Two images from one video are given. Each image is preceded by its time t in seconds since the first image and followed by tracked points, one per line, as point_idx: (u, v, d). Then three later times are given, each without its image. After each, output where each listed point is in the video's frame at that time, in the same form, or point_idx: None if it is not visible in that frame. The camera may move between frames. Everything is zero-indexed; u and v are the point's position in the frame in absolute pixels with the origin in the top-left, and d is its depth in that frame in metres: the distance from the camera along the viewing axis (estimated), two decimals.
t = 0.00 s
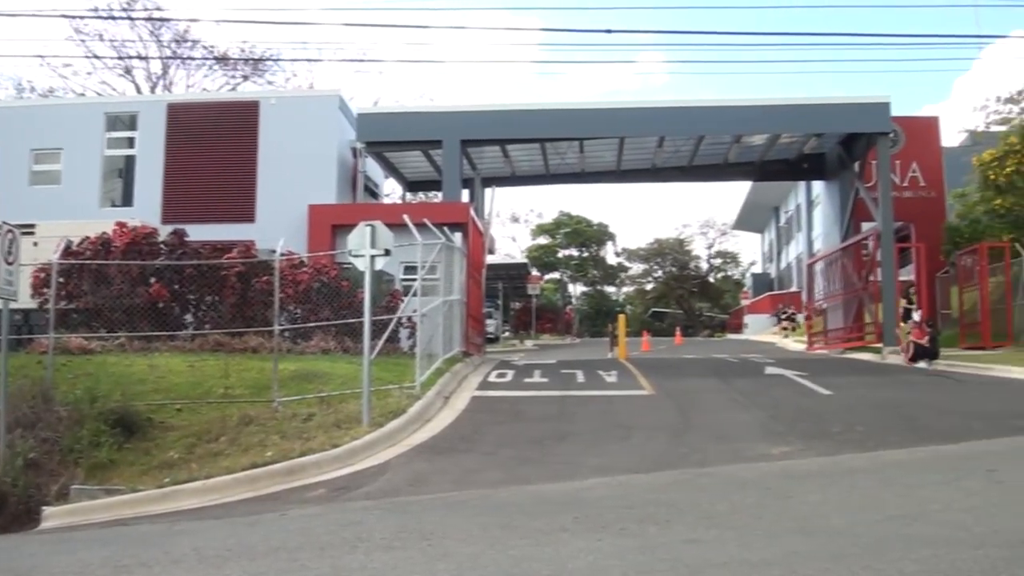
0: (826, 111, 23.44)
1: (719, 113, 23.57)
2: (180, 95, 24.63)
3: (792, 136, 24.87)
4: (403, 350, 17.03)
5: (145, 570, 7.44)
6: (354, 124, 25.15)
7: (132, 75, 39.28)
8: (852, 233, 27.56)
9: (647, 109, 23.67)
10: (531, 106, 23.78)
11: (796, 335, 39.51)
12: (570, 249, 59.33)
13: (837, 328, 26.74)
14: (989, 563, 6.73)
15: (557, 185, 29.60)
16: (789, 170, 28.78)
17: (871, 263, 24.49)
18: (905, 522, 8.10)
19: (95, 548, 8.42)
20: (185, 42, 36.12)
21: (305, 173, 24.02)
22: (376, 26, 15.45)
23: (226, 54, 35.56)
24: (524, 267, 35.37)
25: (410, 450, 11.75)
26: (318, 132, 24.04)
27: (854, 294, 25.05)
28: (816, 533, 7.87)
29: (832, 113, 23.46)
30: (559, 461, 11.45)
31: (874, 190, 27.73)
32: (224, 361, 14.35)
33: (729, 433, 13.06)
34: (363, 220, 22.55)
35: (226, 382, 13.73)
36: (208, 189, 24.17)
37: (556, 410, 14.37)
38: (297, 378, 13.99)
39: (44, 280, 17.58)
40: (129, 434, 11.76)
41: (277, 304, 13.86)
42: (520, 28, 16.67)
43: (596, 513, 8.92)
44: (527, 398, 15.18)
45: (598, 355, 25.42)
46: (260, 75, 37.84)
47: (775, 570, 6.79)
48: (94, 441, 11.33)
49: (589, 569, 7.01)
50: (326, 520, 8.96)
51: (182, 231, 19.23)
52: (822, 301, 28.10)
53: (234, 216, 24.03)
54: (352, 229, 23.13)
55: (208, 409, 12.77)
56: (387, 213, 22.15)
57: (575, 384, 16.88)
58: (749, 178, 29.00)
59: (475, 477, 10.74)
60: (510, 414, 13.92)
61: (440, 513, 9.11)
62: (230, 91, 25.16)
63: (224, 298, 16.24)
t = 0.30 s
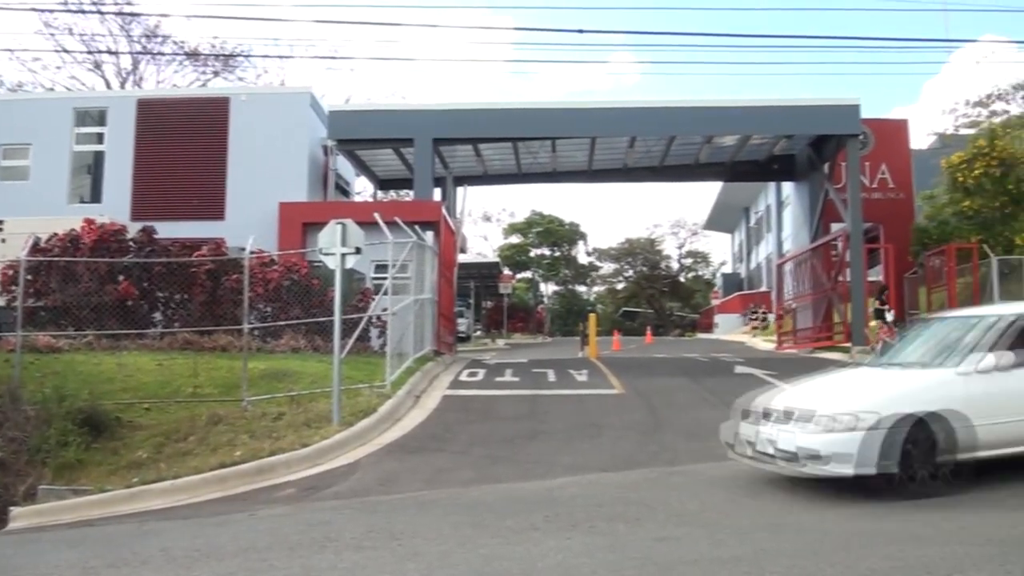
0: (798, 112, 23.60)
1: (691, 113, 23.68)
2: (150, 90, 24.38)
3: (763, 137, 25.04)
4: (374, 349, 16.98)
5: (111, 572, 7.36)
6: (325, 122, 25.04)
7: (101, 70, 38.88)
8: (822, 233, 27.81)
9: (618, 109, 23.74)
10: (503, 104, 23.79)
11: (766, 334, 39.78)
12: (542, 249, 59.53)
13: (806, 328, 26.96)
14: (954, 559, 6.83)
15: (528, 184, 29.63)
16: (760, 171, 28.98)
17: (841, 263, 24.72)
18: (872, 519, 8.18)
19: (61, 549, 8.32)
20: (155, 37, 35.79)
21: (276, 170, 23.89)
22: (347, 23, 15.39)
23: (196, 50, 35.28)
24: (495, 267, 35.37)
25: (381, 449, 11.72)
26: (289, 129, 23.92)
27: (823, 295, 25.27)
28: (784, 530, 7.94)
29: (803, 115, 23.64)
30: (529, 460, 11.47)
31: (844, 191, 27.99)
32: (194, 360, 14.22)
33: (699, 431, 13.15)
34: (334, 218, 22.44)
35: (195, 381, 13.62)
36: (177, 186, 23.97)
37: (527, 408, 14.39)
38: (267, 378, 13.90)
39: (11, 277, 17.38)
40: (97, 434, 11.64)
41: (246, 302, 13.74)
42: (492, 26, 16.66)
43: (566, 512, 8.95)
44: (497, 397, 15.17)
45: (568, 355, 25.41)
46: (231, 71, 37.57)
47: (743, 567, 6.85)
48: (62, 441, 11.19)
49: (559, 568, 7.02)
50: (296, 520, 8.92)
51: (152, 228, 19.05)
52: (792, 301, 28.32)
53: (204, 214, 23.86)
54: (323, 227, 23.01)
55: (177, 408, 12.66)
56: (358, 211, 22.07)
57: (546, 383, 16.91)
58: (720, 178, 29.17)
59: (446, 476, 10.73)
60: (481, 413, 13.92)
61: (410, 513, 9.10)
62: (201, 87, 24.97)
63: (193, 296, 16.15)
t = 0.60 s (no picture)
0: (774, 113, 23.74)
1: (667, 114, 23.77)
2: (124, 87, 24.17)
3: (739, 138, 25.15)
4: (350, 349, 16.94)
5: (84, 573, 7.31)
6: (301, 120, 24.94)
7: (76, 66, 38.57)
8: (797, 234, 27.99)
9: (595, 111, 23.82)
10: (480, 104, 23.77)
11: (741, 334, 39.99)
12: (519, 249, 59.67)
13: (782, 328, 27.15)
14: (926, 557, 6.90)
15: (505, 184, 29.64)
16: (736, 172, 29.15)
17: (816, 264, 24.89)
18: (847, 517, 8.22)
19: (34, 550, 8.25)
20: (130, 33, 35.53)
21: (252, 168, 23.77)
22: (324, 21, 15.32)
23: (172, 46, 35.04)
24: (472, 267, 35.37)
25: (357, 449, 11.70)
26: (265, 127, 23.80)
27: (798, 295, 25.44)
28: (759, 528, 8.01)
29: (778, 116, 23.80)
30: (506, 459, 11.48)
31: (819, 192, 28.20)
32: (168, 360, 14.13)
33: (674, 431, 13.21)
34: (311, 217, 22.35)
35: (170, 381, 13.54)
36: (151, 184, 23.82)
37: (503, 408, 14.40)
38: (242, 377, 13.83)
39: None
40: (70, 434, 11.53)
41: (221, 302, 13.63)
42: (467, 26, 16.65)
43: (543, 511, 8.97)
44: (473, 397, 15.15)
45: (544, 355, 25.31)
46: (207, 69, 37.35)
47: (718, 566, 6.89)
48: (35, 441, 11.06)
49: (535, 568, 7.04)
50: (272, 520, 8.88)
51: (126, 226, 18.92)
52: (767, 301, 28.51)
53: (179, 213, 23.70)
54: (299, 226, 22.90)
55: (151, 408, 12.58)
56: (334, 210, 21.98)
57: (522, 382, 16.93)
58: (696, 179, 29.30)
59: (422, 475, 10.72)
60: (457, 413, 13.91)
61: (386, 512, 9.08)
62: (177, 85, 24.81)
63: (168, 295, 16.07)
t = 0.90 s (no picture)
0: (752, 115, 23.88)
1: (646, 115, 23.84)
2: (101, 84, 23.98)
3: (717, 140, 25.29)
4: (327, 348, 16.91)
5: None
6: (279, 119, 24.87)
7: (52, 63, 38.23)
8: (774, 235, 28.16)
9: (575, 112, 23.86)
10: (460, 104, 23.76)
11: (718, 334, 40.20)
12: (497, 248, 59.18)
13: (758, 328, 27.34)
14: (902, 556, 6.97)
15: (484, 185, 29.66)
16: (714, 173, 29.30)
17: (793, 265, 25.04)
18: (823, 516, 8.30)
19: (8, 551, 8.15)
20: (107, 29, 35.25)
21: (229, 167, 23.66)
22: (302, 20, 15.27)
23: (149, 43, 34.79)
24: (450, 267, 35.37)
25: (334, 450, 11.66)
26: (243, 126, 23.70)
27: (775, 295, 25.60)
28: (736, 527, 8.05)
29: (756, 117, 23.94)
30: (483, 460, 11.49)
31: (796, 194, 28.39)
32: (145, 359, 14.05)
33: (651, 430, 13.26)
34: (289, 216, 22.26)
35: (146, 381, 13.46)
36: (128, 182, 23.65)
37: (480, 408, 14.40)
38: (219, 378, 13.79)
39: None
40: (45, 434, 11.38)
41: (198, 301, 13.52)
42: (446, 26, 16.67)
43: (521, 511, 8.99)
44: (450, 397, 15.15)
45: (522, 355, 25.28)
46: (185, 66, 37.12)
47: (695, 565, 6.93)
48: (10, 439, 10.80)
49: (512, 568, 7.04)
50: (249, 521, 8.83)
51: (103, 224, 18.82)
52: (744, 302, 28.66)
53: (155, 211, 23.54)
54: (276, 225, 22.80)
55: (128, 408, 12.49)
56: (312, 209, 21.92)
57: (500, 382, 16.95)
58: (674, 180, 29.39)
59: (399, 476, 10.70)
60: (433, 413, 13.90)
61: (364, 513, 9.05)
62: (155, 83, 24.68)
63: (144, 294, 15.93)
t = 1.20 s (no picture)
0: (730, 116, 23.99)
1: (626, 116, 23.91)
2: (79, 81, 23.81)
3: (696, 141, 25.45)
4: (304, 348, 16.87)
5: None
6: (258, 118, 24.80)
7: (29, 59, 37.90)
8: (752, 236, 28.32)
9: (554, 112, 23.90)
10: (439, 104, 23.74)
11: (697, 334, 40.39)
12: (477, 249, 59.15)
13: (736, 329, 27.56)
14: (876, 555, 7.03)
15: (464, 185, 29.66)
16: (692, 174, 29.44)
17: (770, 266, 25.17)
18: (800, 515, 8.37)
19: None
20: (85, 26, 34.99)
21: (207, 166, 23.55)
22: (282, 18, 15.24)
23: (127, 40, 34.54)
24: (430, 267, 35.35)
25: (312, 450, 11.63)
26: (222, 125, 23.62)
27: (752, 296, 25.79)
28: (713, 527, 8.09)
29: (734, 119, 24.06)
30: (462, 460, 11.49)
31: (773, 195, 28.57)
32: (121, 358, 13.97)
33: (629, 431, 13.30)
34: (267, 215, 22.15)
35: (122, 381, 13.36)
36: (105, 180, 23.45)
37: (458, 408, 14.40)
38: (196, 377, 13.73)
39: None
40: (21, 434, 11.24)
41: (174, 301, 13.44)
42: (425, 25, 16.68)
43: (499, 511, 8.99)
44: (429, 397, 15.15)
45: (501, 355, 25.17)
46: (163, 63, 36.89)
47: (671, 565, 6.95)
48: None
49: (489, 568, 7.05)
50: (225, 522, 8.78)
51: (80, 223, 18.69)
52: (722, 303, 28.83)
53: (132, 209, 23.39)
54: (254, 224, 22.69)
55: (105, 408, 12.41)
56: (290, 208, 21.82)
57: (478, 382, 16.97)
58: (653, 180, 29.48)
59: (377, 476, 10.68)
60: (411, 413, 13.89)
61: (341, 514, 9.02)
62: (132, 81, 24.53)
63: (122, 294, 15.86)
